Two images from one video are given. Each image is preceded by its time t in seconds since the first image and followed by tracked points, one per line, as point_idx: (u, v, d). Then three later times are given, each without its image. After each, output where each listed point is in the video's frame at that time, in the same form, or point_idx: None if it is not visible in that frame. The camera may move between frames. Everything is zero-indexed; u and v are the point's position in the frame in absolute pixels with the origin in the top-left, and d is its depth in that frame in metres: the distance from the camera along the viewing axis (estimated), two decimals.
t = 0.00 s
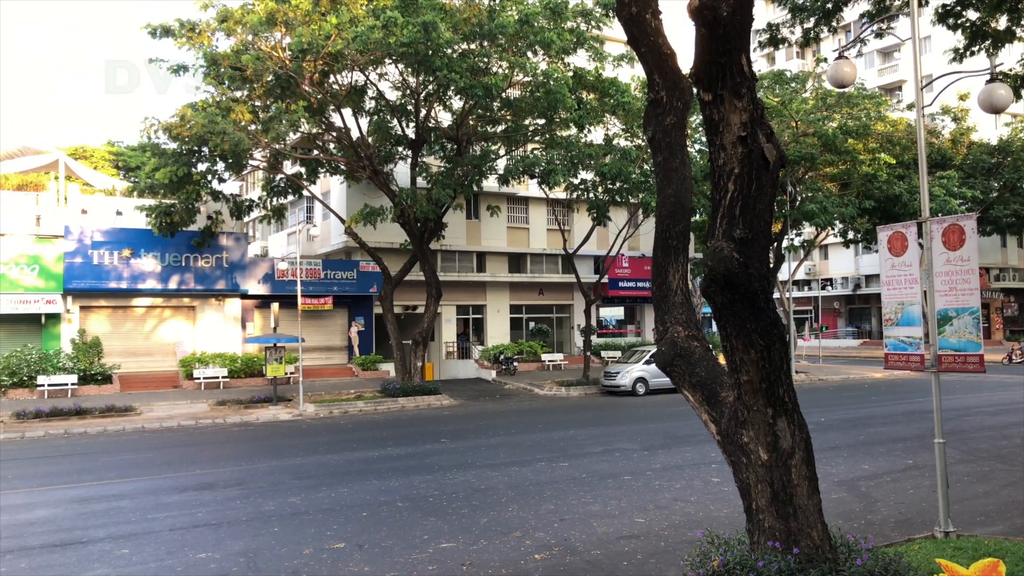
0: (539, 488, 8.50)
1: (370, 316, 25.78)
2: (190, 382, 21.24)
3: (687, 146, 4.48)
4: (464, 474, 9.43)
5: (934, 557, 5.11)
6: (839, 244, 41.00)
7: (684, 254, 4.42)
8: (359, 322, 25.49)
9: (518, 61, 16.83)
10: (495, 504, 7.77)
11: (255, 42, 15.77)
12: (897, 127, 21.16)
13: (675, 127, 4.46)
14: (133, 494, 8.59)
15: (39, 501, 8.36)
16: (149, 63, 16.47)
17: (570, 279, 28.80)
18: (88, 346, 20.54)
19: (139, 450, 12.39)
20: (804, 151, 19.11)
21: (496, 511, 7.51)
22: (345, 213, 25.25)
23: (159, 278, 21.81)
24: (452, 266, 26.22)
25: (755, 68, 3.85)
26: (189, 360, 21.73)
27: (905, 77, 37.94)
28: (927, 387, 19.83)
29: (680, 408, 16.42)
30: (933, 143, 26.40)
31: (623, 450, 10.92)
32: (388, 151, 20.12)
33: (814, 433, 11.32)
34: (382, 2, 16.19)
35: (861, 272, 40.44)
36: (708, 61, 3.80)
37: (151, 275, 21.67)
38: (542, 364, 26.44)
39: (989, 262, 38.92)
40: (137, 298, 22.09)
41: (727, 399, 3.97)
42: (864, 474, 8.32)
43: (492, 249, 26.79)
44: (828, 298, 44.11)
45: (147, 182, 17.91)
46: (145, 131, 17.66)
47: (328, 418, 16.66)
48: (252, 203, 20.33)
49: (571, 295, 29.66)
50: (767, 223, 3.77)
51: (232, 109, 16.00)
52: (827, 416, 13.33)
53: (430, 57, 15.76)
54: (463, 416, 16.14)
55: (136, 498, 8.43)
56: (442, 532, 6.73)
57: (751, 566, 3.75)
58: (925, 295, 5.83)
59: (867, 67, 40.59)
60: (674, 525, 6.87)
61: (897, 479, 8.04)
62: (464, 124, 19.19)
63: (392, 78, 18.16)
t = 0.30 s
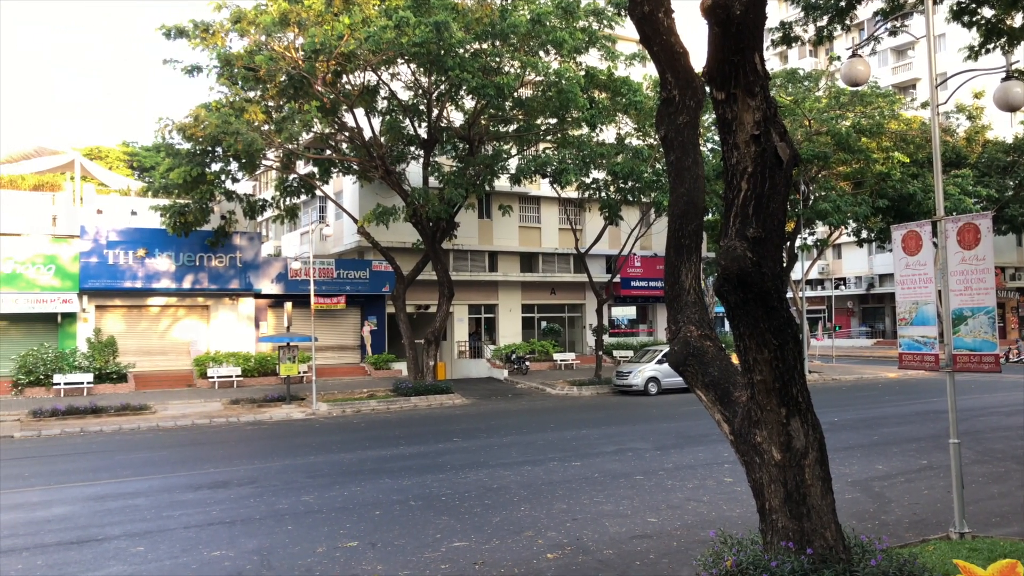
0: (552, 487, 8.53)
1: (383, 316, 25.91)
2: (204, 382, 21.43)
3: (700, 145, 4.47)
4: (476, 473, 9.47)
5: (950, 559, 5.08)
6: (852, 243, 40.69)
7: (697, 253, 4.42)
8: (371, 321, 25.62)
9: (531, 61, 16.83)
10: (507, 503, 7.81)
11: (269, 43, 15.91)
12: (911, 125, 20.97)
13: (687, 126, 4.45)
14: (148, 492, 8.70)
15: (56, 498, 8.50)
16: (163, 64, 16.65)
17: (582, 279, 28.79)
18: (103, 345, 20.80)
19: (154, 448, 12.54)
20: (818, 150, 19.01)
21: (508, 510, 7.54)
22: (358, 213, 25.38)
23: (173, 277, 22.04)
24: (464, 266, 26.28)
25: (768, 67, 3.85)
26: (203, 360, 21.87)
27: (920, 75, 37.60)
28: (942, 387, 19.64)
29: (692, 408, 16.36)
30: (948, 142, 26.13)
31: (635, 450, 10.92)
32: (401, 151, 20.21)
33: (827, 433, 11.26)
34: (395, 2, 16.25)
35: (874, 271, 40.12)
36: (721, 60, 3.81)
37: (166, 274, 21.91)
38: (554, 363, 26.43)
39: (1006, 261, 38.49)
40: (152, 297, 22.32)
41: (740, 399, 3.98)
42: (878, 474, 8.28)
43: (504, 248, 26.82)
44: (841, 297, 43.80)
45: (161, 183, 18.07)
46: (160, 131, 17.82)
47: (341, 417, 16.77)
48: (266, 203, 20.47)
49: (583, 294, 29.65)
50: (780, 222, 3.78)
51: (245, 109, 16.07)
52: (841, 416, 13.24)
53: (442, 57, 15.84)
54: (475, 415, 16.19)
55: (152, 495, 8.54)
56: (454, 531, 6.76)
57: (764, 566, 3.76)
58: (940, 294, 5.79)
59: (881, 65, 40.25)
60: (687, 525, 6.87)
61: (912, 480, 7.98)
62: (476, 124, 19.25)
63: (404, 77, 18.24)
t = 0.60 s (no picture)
0: (565, 488, 8.55)
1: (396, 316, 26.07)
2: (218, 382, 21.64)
3: (713, 145, 4.45)
4: (490, 473, 9.50)
5: (966, 560, 5.04)
6: (867, 243, 40.38)
7: (710, 254, 4.39)
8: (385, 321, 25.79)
9: (543, 61, 16.85)
10: (521, 504, 7.83)
11: (282, 45, 16.07)
12: (926, 124, 20.75)
13: (701, 126, 4.43)
14: (164, 492, 8.82)
15: (73, 497, 8.64)
16: (179, 67, 16.84)
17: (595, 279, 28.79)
18: (120, 345, 21.05)
19: (170, 448, 12.69)
20: (832, 150, 18.90)
21: (522, 510, 7.56)
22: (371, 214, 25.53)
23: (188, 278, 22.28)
24: (477, 266, 26.38)
25: (782, 67, 3.86)
26: (218, 360, 22.12)
27: (935, 74, 37.24)
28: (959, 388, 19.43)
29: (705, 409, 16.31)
30: (963, 141, 25.82)
31: (649, 450, 10.91)
32: (414, 152, 20.30)
33: (842, 434, 11.19)
34: (408, 3, 16.33)
35: (889, 271, 39.78)
36: (735, 59, 3.82)
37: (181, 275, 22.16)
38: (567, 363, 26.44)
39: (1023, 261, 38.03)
40: (167, 298, 22.53)
41: (754, 400, 3.95)
42: (893, 475, 8.23)
43: (516, 249, 26.84)
44: (856, 298, 43.45)
45: (176, 184, 18.25)
46: (175, 133, 18.01)
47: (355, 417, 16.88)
48: (279, 204, 20.61)
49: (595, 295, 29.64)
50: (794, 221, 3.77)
51: (260, 111, 16.16)
52: (856, 417, 13.15)
53: (455, 57, 15.92)
54: (489, 416, 16.24)
55: (167, 495, 8.65)
56: (468, 531, 6.80)
57: (778, 567, 3.77)
58: (955, 294, 5.75)
59: (895, 64, 39.89)
60: (701, 526, 6.86)
61: (928, 481, 7.93)
62: (489, 125, 19.31)
63: (417, 78, 18.33)
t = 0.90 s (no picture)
0: (577, 488, 8.57)
1: (408, 316, 26.45)
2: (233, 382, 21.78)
3: (725, 144, 4.43)
4: (502, 473, 9.53)
5: (981, 562, 5.00)
6: (879, 242, 40.08)
7: (723, 253, 4.37)
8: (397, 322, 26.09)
9: (554, 62, 16.87)
10: (533, 504, 7.85)
11: (294, 46, 16.19)
12: (940, 123, 20.55)
13: (713, 126, 4.43)
14: (179, 491, 8.92)
15: (89, 497, 8.76)
16: (192, 69, 17.00)
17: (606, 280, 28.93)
18: (134, 346, 21.28)
19: (184, 448, 12.83)
20: (844, 149, 18.78)
21: (534, 511, 7.59)
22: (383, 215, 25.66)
23: (201, 279, 22.48)
24: (488, 266, 26.50)
25: (794, 66, 3.86)
26: (231, 360, 22.44)
27: (949, 72, 36.89)
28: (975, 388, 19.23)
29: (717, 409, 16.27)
30: (977, 140, 25.38)
31: (661, 451, 10.90)
32: (425, 152, 20.38)
33: (856, 434, 11.12)
34: (419, 4, 16.40)
35: (902, 271, 39.48)
36: (747, 58, 3.84)
37: (195, 276, 22.36)
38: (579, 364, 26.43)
39: None
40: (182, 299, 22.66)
41: (768, 400, 3.91)
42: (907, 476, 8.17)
43: (528, 249, 26.84)
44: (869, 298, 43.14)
45: (190, 185, 18.44)
46: (189, 134, 18.19)
47: (367, 417, 16.98)
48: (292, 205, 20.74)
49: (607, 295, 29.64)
50: (808, 221, 3.78)
51: (273, 113, 16.27)
52: (870, 417, 13.07)
53: (466, 58, 15.99)
54: (500, 416, 16.27)
55: (182, 494, 8.76)
56: (480, 532, 6.83)
57: (792, 568, 3.79)
58: (970, 295, 5.71)
59: (908, 63, 39.56)
60: (713, 527, 6.85)
61: (942, 482, 7.88)
62: (500, 125, 19.37)
63: (429, 79, 18.42)
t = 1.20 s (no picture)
0: (591, 487, 8.58)
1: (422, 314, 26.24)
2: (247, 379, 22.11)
3: (740, 142, 4.45)
4: (515, 472, 9.57)
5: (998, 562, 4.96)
6: (896, 241, 39.71)
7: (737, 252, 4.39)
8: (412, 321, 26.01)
9: (568, 60, 16.89)
10: (547, 503, 7.87)
11: (309, 46, 16.30)
12: (957, 121, 20.31)
13: (727, 124, 4.44)
14: (196, 489, 9.04)
15: (108, 494, 8.91)
16: (208, 69, 17.15)
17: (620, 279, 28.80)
18: (151, 344, 21.49)
19: (200, 445, 13.00)
20: (860, 147, 18.61)
21: (548, 509, 7.61)
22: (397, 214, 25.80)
23: (217, 278, 22.80)
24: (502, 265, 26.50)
25: (810, 64, 3.88)
26: (247, 359, 22.45)
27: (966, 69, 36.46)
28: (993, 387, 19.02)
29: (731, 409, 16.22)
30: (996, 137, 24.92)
31: (675, 450, 10.88)
32: (439, 152, 20.45)
33: (871, 434, 11.05)
34: (433, 3, 16.46)
35: (918, 270, 39.11)
36: (762, 56, 3.85)
37: (210, 275, 22.69)
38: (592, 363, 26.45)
39: None
40: (197, 298, 22.95)
41: (783, 400, 3.98)
42: (924, 476, 8.11)
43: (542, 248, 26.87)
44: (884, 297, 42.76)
45: (206, 185, 18.64)
46: (205, 134, 18.38)
47: (381, 415, 17.10)
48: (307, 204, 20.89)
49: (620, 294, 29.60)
50: (824, 219, 3.80)
51: (288, 113, 16.37)
52: (886, 417, 12.97)
53: (480, 57, 16.06)
54: (514, 415, 16.31)
55: (199, 492, 8.88)
56: (494, 530, 6.88)
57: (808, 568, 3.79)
58: (988, 293, 5.66)
59: (925, 60, 39.14)
60: (728, 526, 6.85)
61: (959, 482, 7.82)
62: (514, 124, 19.40)
63: (442, 79, 18.50)
